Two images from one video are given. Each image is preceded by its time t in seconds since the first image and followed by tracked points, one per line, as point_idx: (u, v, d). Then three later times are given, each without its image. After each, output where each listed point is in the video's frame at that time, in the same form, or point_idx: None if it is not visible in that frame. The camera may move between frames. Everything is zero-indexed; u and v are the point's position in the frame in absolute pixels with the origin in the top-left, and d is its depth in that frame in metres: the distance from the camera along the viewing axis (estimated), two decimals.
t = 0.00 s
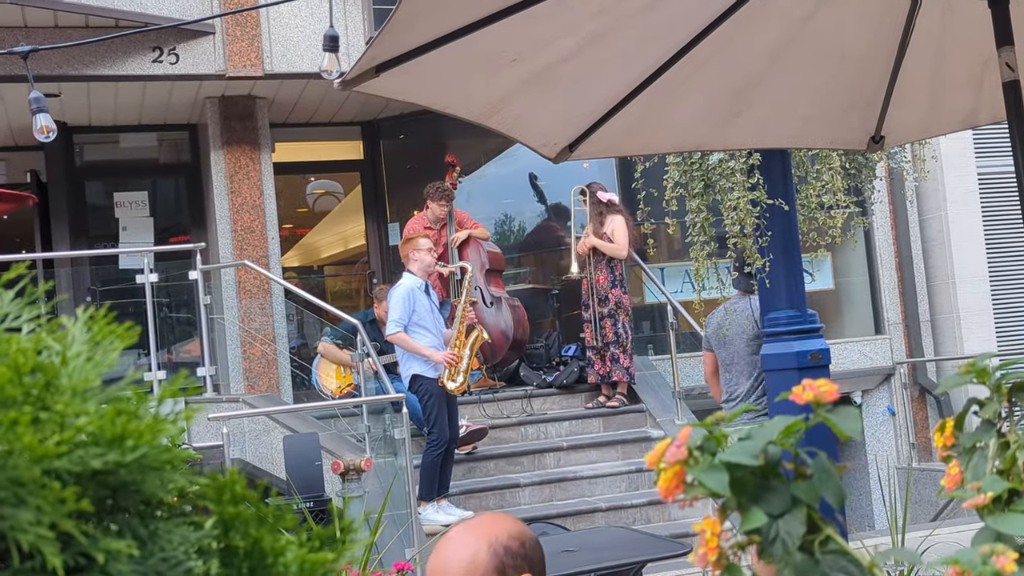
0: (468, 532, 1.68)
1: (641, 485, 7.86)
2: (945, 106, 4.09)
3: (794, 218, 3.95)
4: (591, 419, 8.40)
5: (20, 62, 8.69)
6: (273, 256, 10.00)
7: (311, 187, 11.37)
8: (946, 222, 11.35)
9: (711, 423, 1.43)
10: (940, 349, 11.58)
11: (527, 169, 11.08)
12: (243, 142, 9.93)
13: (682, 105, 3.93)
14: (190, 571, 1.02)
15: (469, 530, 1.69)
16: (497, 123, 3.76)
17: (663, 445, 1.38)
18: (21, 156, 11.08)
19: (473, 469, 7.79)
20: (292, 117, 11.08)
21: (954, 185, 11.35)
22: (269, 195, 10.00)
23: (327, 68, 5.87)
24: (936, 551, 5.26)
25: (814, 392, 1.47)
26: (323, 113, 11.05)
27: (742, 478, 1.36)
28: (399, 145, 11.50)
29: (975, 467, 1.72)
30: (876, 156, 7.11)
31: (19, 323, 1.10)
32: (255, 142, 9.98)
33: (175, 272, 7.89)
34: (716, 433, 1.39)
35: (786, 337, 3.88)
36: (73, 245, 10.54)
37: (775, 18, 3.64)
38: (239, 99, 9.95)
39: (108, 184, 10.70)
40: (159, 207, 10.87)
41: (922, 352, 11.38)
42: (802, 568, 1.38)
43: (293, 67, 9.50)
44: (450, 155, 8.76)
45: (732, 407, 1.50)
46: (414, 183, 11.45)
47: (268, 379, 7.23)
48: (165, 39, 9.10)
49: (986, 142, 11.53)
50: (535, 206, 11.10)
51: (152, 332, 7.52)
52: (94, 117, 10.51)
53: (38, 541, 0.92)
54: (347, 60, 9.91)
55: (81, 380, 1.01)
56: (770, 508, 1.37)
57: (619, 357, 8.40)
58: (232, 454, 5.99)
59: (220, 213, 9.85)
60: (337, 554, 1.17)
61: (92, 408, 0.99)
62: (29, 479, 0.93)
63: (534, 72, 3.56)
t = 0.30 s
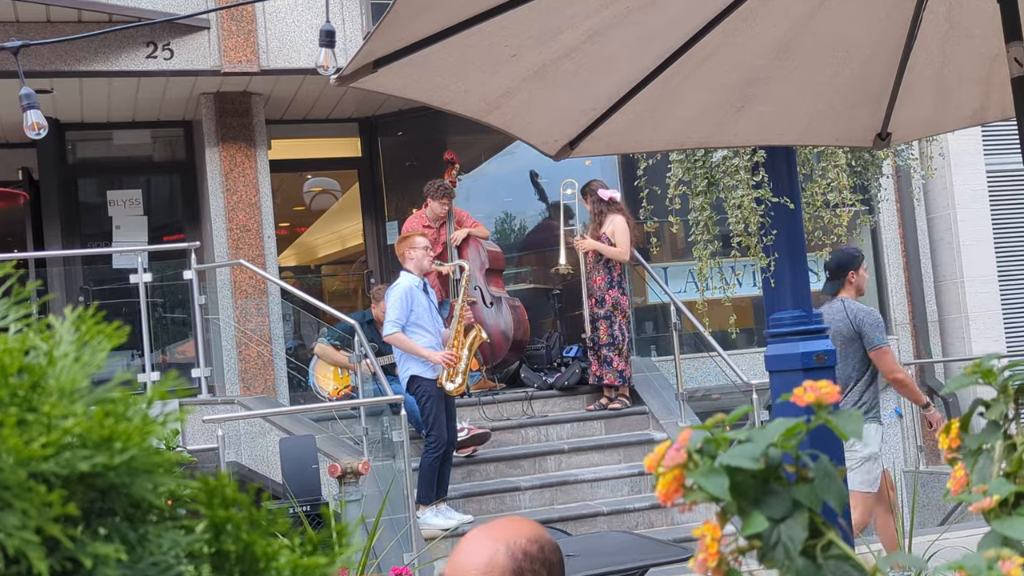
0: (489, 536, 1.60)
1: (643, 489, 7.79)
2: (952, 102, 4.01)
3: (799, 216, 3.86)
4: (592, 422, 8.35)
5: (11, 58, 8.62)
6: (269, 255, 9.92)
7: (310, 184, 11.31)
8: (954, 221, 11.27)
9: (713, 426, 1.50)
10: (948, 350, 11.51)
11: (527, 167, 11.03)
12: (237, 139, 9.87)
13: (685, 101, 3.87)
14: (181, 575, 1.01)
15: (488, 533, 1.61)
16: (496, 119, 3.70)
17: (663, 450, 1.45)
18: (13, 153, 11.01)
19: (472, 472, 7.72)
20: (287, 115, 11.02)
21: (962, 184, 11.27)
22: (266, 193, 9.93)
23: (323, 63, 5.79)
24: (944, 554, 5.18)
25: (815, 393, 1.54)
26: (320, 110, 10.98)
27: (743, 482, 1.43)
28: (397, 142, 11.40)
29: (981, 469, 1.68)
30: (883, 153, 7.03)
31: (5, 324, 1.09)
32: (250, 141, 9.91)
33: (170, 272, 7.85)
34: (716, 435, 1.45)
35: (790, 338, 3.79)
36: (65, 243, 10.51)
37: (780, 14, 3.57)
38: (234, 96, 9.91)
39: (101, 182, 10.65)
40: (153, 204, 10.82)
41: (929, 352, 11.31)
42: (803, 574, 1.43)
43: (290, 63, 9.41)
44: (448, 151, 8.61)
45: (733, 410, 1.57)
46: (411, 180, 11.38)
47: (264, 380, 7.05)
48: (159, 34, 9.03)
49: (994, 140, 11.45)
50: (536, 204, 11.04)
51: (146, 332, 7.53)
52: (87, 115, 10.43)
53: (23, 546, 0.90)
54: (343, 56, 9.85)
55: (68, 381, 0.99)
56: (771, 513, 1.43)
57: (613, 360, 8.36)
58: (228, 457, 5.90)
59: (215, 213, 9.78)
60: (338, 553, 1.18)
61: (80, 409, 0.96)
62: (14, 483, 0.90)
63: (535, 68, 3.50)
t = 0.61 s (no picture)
0: (486, 539, 1.55)
1: (644, 492, 7.73)
2: (958, 100, 3.94)
3: (803, 216, 3.82)
4: (593, 424, 8.29)
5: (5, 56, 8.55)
6: (266, 255, 9.85)
7: (305, 183, 11.25)
8: (960, 220, 11.16)
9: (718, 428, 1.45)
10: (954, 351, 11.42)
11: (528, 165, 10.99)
12: (234, 136, 9.81)
13: (687, 99, 3.81)
14: None
15: (487, 536, 1.56)
16: (495, 118, 3.65)
17: (664, 451, 1.41)
18: (7, 152, 10.94)
19: (472, 474, 7.66)
20: (285, 113, 10.98)
21: (968, 183, 11.17)
22: (263, 192, 9.87)
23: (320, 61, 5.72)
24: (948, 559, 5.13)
25: (820, 396, 1.49)
26: (318, 107, 10.92)
27: (745, 484, 1.37)
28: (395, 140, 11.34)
29: (986, 473, 1.63)
30: (887, 152, 6.96)
31: None
32: (246, 138, 9.86)
33: (165, 272, 7.78)
34: (719, 437, 1.41)
35: (794, 339, 3.76)
36: (59, 242, 10.45)
37: (784, 11, 3.51)
38: (230, 94, 9.86)
39: (95, 180, 10.58)
40: (149, 204, 10.75)
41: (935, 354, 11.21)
42: None
43: (287, 60, 9.34)
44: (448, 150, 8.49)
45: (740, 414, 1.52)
46: (410, 178, 11.35)
47: (259, 382, 7.05)
48: (154, 32, 8.94)
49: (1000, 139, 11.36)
50: (537, 204, 11.00)
51: (141, 333, 7.52)
52: (81, 113, 10.34)
53: (11, 551, 0.92)
54: (340, 53, 9.78)
55: (57, 383, 1.01)
56: (774, 516, 1.36)
57: (606, 365, 8.30)
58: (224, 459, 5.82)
59: (212, 212, 9.74)
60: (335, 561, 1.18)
61: (69, 412, 0.98)
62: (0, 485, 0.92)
63: (534, 65, 3.45)
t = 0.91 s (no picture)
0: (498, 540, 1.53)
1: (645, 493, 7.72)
2: (959, 100, 3.93)
3: (804, 216, 3.81)
4: (594, 425, 8.28)
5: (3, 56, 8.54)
6: (265, 255, 9.82)
7: (305, 183, 11.26)
8: (961, 220, 11.10)
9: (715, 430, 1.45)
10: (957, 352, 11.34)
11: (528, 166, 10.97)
12: (233, 136, 9.80)
13: (687, 99, 3.81)
14: None
15: (491, 536, 1.55)
16: (496, 117, 3.64)
17: (661, 454, 1.41)
18: (7, 151, 10.93)
19: (472, 475, 7.65)
20: (284, 113, 10.98)
21: (970, 183, 11.11)
22: (262, 192, 9.86)
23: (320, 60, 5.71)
24: (949, 559, 5.11)
25: (817, 398, 1.51)
26: (318, 108, 10.91)
27: (743, 487, 1.37)
28: (396, 140, 11.36)
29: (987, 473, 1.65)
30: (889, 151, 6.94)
31: None
32: (246, 138, 9.84)
33: (165, 272, 7.79)
34: (717, 440, 1.40)
35: (795, 340, 3.74)
36: (58, 242, 10.44)
37: (785, 11, 3.50)
38: (230, 94, 9.85)
39: (95, 181, 10.58)
40: (148, 205, 10.74)
41: (937, 354, 11.18)
42: None
43: (287, 61, 9.33)
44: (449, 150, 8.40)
45: (739, 414, 1.52)
46: (411, 178, 11.34)
47: (259, 382, 6.98)
48: (154, 31, 8.93)
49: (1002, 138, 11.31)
50: (536, 204, 10.98)
51: (141, 333, 7.49)
52: (79, 112, 10.35)
53: (12, 552, 0.94)
54: (340, 53, 9.77)
55: (58, 384, 1.02)
56: (771, 518, 1.37)
57: (607, 366, 8.28)
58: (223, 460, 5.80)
59: (211, 211, 9.72)
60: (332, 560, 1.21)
61: (70, 413, 0.99)
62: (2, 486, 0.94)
63: (536, 65, 3.44)
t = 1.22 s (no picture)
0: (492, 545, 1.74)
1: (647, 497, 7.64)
2: (967, 97, 3.85)
3: (809, 215, 3.73)
4: (596, 427, 8.23)
5: None
6: (261, 255, 9.80)
7: (303, 181, 11.15)
8: (970, 219, 10.96)
9: (715, 435, 1.47)
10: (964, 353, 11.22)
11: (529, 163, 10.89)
12: (228, 134, 9.70)
13: (690, 97, 3.74)
14: None
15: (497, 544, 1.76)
16: (495, 116, 3.57)
17: (662, 461, 1.43)
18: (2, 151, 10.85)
19: (471, 479, 7.57)
20: (280, 110, 10.90)
21: (978, 180, 10.98)
22: (257, 190, 9.81)
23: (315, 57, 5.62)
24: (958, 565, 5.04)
25: (819, 403, 1.53)
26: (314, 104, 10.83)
27: (745, 494, 1.40)
28: (393, 138, 11.27)
29: (993, 479, 1.60)
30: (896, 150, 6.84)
31: None
32: (240, 136, 9.74)
33: (158, 272, 7.72)
34: (717, 446, 1.42)
35: (800, 341, 3.68)
36: (49, 242, 10.36)
37: (789, 9, 3.43)
38: (223, 91, 9.72)
39: (87, 179, 10.50)
40: (141, 203, 10.66)
41: (945, 355, 11.05)
42: None
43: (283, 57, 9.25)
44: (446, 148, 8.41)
45: (741, 420, 1.53)
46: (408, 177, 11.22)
47: (254, 385, 7.02)
48: (147, 27, 8.86)
49: (1011, 135, 11.18)
50: (536, 202, 10.89)
51: (133, 335, 7.47)
52: (72, 110, 10.27)
53: (8, 558, 1.01)
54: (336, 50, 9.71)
55: (52, 390, 1.11)
56: (774, 526, 1.40)
57: (612, 368, 8.28)
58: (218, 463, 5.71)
59: (206, 211, 9.63)
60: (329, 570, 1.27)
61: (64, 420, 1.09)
62: None
63: (535, 62, 3.37)
